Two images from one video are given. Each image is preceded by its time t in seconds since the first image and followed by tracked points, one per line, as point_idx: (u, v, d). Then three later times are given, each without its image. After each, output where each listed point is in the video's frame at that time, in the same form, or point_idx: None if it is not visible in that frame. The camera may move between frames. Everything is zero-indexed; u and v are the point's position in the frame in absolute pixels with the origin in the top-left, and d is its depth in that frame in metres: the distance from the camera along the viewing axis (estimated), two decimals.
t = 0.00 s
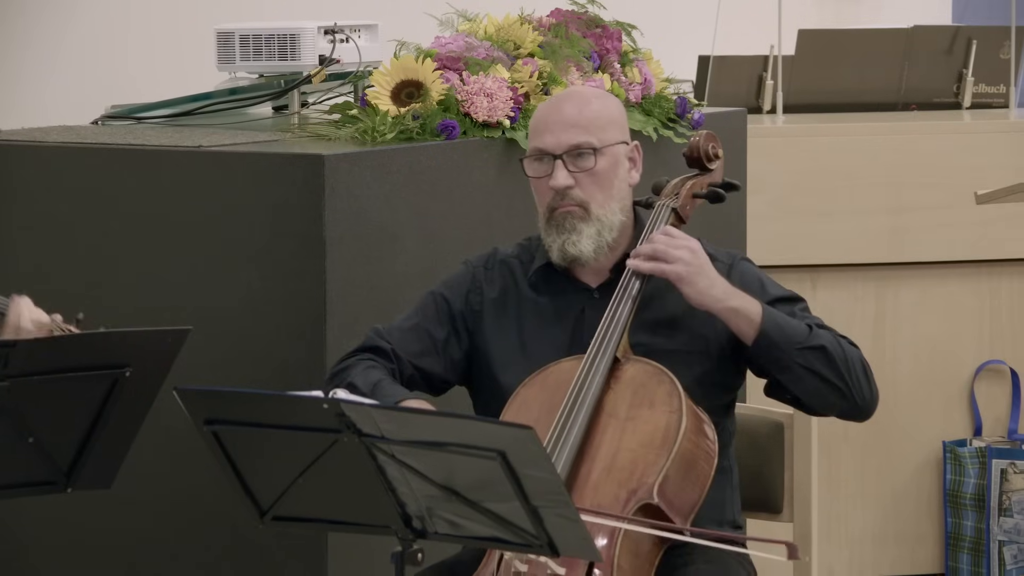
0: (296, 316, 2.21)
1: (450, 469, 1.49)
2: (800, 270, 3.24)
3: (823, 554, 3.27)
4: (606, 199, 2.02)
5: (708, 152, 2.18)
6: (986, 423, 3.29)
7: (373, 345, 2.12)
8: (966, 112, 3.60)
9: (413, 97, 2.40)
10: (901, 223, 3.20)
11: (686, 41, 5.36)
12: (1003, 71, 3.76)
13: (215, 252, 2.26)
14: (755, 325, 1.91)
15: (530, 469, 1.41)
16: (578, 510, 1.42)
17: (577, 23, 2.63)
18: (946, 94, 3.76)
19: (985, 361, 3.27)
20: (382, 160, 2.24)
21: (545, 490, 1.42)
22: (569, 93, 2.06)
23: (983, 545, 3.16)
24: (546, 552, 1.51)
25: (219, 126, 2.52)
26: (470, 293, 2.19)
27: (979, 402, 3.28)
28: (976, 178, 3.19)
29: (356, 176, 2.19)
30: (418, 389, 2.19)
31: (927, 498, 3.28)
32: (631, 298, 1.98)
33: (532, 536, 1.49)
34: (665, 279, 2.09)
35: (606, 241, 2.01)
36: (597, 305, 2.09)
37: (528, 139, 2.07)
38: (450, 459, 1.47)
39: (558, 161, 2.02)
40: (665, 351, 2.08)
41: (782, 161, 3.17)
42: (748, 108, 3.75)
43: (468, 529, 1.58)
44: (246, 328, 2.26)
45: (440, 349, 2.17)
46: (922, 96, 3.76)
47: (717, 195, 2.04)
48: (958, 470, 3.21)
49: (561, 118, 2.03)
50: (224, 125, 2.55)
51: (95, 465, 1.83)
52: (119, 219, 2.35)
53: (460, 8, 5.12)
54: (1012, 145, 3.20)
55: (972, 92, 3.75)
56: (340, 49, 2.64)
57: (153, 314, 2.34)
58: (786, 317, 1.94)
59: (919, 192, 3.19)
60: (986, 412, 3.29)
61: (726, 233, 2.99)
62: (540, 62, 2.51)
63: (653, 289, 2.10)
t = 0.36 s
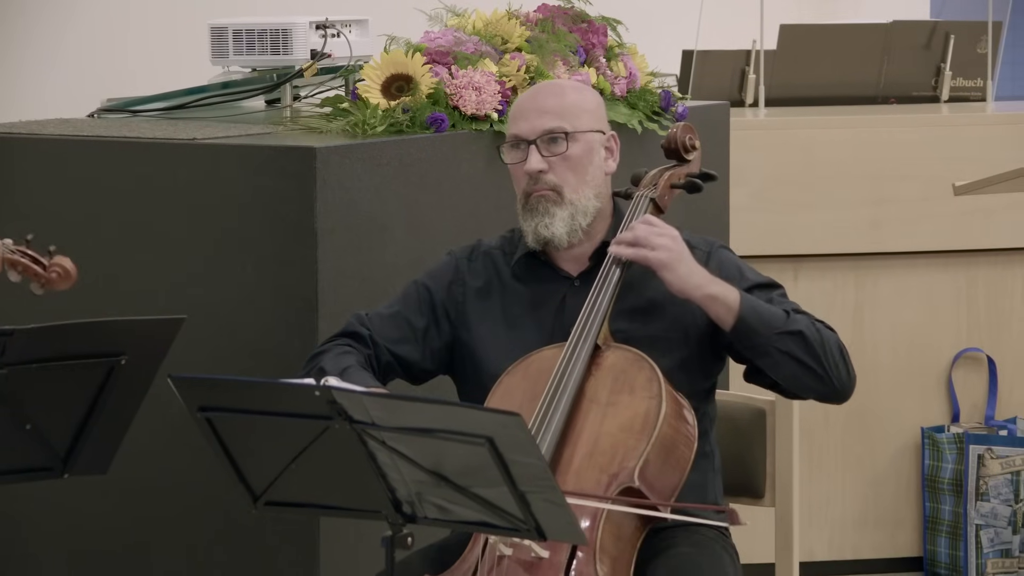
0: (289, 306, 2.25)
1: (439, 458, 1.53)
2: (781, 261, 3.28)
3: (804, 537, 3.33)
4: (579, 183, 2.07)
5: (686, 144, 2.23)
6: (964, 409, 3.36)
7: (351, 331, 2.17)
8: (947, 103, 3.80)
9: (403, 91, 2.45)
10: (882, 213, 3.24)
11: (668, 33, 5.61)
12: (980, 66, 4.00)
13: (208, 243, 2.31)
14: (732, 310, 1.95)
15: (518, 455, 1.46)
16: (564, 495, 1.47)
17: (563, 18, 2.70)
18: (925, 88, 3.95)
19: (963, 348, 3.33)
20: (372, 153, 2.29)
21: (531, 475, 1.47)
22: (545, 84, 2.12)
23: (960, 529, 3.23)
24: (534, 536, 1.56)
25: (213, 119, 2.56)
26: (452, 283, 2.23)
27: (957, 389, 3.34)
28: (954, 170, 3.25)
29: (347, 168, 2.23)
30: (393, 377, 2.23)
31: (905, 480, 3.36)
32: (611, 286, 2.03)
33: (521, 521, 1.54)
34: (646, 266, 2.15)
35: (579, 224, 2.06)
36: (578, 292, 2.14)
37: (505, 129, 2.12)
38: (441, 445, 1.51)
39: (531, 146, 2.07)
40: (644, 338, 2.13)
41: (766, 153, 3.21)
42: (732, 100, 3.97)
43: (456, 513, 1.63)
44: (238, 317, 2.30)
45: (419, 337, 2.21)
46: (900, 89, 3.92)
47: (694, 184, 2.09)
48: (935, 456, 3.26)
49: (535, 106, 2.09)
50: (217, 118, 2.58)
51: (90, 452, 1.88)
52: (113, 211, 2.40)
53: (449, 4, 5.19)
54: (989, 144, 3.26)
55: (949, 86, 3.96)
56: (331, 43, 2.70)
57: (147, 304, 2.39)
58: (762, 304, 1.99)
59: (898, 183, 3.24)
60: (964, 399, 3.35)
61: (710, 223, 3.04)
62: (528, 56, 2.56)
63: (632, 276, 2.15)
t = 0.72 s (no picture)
0: (283, 297, 2.30)
1: (430, 445, 1.57)
2: (764, 252, 3.34)
3: (788, 524, 3.42)
4: (566, 178, 2.11)
5: (670, 138, 2.28)
6: (944, 397, 3.43)
7: (338, 319, 2.22)
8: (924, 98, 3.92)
9: (394, 87, 2.48)
10: (864, 207, 3.30)
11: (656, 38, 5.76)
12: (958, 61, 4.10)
13: (203, 236, 2.35)
14: (721, 294, 2.00)
15: (507, 443, 1.50)
16: (551, 481, 1.51)
17: (551, 15, 2.74)
18: (904, 84, 4.07)
19: (944, 338, 3.39)
20: (364, 147, 2.33)
21: (519, 462, 1.51)
22: (533, 79, 2.16)
23: (940, 515, 3.30)
24: (523, 523, 1.60)
25: (209, 113, 2.60)
26: (441, 276, 2.27)
27: (937, 378, 3.41)
28: (935, 164, 3.30)
29: (340, 162, 2.28)
30: (378, 365, 2.28)
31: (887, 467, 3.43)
32: (599, 275, 2.08)
33: (510, 507, 1.58)
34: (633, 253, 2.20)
35: (565, 218, 2.10)
36: (565, 283, 2.18)
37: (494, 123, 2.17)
38: (430, 432, 1.55)
39: (519, 141, 2.12)
40: (631, 327, 2.18)
41: (748, 148, 3.27)
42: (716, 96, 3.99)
43: (446, 499, 1.68)
44: (234, 309, 2.35)
45: (405, 327, 2.26)
46: (880, 85, 4.05)
47: (678, 177, 2.15)
48: (916, 444, 3.34)
49: (523, 101, 2.13)
50: (213, 112, 2.63)
51: (88, 440, 1.92)
52: (110, 205, 2.44)
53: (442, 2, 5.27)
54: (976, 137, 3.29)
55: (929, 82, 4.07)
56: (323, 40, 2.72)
57: (144, 296, 2.43)
58: (750, 290, 2.04)
59: (879, 177, 3.30)
60: (943, 388, 3.42)
61: (695, 216, 3.09)
62: (516, 53, 2.60)
63: (619, 268, 2.20)
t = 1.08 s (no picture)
0: (280, 290, 2.35)
1: (423, 434, 1.62)
2: (752, 246, 3.40)
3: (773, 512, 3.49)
4: (558, 180, 2.16)
5: (660, 135, 2.33)
6: (926, 388, 3.50)
7: (330, 311, 2.28)
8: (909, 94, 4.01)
9: (388, 83, 2.53)
10: (848, 199, 3.36)
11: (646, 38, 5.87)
12: (940, 60, 4.19)
13: (202, 231, 2.40)
14: (704, 300, 2.05)
15: (499, 432, 1.55)
16: (543, 470, 1.55)
17: (542, 14, 2.79)
18: (888, 81, 4.16)
19: (927, 330, 3.46)
20: (359, 143, 2.38)
21: (511, 451, 1.55)
22: (525, 80, 2.19)
23: (922, 503, 3.38)
24: (515, 510, 1.64)
25: (208, 110, 2.64)
26: (433, 272, 2.32)
27: (919, 369, 3.48)
28: (918, 159, 3.35)
29: (336, 158, 2.32)
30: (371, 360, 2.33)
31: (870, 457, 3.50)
32: (590, 269, 2.13)
33: (502, 495, 1.63)
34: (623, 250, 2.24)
35: (556, 219, 2.16)
36: (556, 278, 2.23)
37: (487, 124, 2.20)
38: (425, 422, 1.59)
39: (511, 144, 2.16)
40: (620, 322, 2.22)
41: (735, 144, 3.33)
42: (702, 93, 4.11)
43: (439, 488, 1.72)
44: (233, 302, 2.39)
45: (395, 322, 2.32)
46: (864, 82, 4.13)
47: (669, 174, 2.19)
48: (899, 433, 3.41)
49: (515, 104, 2.17)
50: (211, 110, 2.66)
51: (89, 429, 1.97)
52: (111, 201, 2.49)
53: None
54: (953, 149, 3.37)
55: (911, 79, 4.16)
56: (320, 38, 2.75)
57: (143, 289, 2.48)
58: (732, 294, 2.09)
59: (863, 172, 3.36)
60: (926, 378, 3.49)
61: (686, 211, 3.15)
62: (508, 50, 2.65)
63: (610, 263, 2.25)
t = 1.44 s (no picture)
0: (280, 283, 2.39)
1: (420, 424, 1.67)
2: (741, 240, 3.47)
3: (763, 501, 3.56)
4: (560, 178, 2.21)
5: (654, 132, 2.39)
6: (911, 378, 3.55)
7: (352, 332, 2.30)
8: (894, 91, 4.03)
9: (385, 81, 2.59)
10: (835, 196, 3.43)
11: (638, 34, 5.93)
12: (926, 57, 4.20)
13: (204, 225, 2.45)
14: (687, 302, 2.11)
15: (495, 422, 1.59)
16: (537, 459, 1.60)
17: (537, 12, 2.84)
18: (874, 78, 4.18)
19: (912, 321, 3.51)
20: (358, 138, 2.43)
21: (506, 441, 1.60)
22: (529, 80, 2.23)
23: (908, 490, 3.45)
24: (509, 497, 1.70)
25: (209, 107, 2.69)
26: (438, 270, 2.37)
27: (906, 360, 3.53)
28: (904, 154, 3.43)
29: (334, 154, 2.37)
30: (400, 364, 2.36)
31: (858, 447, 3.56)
32: (583, 263, 2.18)
33: (496, 483, 1.68)
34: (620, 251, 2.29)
35: (558, 217, 2.21)
36: (553, 274, 2.30)
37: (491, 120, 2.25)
38: (423, 412, 1.64)
39: (516, 141, 2.20)
40: (613, 318, 2.27)
41: (726, 139, 3.38)
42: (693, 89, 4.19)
43: (436, 476, 1.77)
44: (234, 295, 2.44)
45: (417, 324, 2.35)
46: (852, 79, 4.17)
47: (661, 168, 2.24)
48: (885, 422, 3.47)
49: (520, 102, 2.21)
50: (213, 106, 2.70)
51: (92, 419, 2.03)
52: (115, 196, 2.54)
53: None
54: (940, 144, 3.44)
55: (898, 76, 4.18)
56: (319, 35, 2.80)
57: (145, 282, 2.53)
58: (717, 300, 2.14)
59: (852, 167, 3.43)
60: (911, 368, 3.54)
61: (680, 206, 3.20)
62: (503, 48, 2.70)
63: (604, 258, 2.29)
